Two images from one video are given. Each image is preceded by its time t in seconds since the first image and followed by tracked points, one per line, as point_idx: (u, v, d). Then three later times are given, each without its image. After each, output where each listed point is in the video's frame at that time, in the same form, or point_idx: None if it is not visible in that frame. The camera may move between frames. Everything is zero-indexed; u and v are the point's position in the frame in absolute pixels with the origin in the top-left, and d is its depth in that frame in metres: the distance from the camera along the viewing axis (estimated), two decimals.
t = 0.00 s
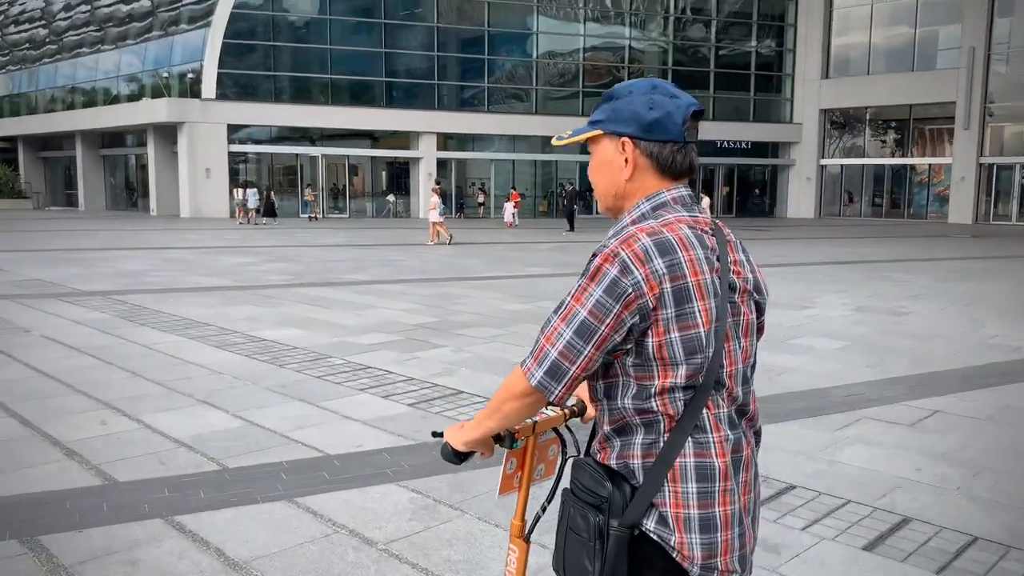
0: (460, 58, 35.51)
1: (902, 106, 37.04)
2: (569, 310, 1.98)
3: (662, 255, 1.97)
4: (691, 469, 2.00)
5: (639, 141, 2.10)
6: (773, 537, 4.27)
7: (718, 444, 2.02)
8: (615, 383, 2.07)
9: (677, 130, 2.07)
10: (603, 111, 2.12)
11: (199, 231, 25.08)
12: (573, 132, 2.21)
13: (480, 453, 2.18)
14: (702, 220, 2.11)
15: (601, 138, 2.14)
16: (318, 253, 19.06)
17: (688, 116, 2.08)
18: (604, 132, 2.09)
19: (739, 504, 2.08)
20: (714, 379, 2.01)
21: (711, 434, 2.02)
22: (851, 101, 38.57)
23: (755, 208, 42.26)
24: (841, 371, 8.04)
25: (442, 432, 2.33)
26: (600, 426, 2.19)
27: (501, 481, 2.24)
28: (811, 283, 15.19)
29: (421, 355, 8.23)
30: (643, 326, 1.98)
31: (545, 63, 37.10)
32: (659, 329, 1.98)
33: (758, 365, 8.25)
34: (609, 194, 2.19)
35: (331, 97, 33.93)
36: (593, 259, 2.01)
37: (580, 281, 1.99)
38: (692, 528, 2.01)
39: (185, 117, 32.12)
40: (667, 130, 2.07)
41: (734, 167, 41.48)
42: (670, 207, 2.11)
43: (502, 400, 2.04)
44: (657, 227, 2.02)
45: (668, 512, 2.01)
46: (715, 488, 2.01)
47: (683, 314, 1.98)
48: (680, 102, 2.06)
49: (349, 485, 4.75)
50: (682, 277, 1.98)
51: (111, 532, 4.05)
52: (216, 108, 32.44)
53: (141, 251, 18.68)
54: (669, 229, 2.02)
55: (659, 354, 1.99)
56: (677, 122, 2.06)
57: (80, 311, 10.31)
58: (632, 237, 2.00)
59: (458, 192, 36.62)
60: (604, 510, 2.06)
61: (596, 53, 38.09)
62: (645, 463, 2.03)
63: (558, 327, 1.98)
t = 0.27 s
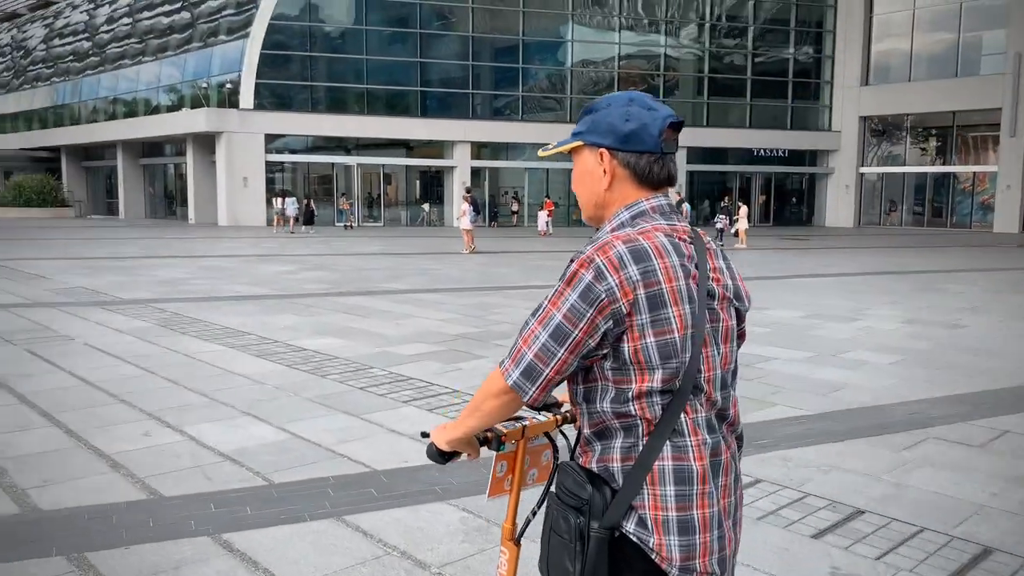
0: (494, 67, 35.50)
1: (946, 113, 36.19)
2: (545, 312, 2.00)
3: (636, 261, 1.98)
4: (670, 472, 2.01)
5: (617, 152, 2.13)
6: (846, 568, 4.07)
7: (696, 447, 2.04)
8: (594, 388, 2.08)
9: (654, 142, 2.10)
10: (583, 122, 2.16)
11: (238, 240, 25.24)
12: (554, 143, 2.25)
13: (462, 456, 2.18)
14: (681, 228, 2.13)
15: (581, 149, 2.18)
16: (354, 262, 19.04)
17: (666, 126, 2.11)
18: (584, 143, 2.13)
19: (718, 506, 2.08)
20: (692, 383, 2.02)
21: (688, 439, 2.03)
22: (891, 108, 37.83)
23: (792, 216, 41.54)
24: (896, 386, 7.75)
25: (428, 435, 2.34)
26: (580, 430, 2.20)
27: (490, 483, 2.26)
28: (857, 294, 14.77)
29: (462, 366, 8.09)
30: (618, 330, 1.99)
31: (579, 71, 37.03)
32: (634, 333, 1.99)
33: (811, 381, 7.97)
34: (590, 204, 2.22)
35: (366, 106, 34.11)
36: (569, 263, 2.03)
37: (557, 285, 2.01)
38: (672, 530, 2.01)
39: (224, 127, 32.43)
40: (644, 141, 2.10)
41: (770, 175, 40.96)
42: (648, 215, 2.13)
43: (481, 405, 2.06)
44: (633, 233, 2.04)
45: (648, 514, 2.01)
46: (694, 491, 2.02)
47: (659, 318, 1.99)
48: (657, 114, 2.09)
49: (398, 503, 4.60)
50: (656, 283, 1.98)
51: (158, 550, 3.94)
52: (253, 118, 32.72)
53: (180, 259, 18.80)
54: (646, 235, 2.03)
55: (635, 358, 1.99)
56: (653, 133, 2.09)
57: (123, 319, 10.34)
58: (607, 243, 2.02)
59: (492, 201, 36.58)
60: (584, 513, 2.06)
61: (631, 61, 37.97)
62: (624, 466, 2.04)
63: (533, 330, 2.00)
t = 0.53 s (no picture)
0: (530, 71, 35.34)
1: (994, 115, 35.22)
2: (528, 311, 2.11)
3: (613, 263, 2.08)
4: (647, 466, 2.09)
5: (598, 159, 2.22)
6: None
7: (672, 443, 2.12)
8: (576, 384, 2.17)
9: (633, 149, 2.19)
10: (567, 131, 2.26)
11: (279, 245, 25.37)
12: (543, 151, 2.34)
13: (459, 450, 2.26)
14: (661, 232, 2.20)
15: (567, 158, 2.28)
16: (393, 267, 18.99)
17: (645, 135, 2.20)
18: (567, 152, 2.22)
19: (696, 501, 2.16)
20: (669, 382, 2.10)
21: (666, 434, 2.11)
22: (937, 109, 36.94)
23: (833, 222, 40.60)
24: (957, 397, 7.46)
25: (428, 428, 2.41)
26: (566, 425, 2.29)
27: (485, 478, 2.30)
28: (911, 301, 14.29)
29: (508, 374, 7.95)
30: (596, 328, 2.08)
31: (616, 75, 36.85)
32: (611, 332, 2.08)
33: (867, 391, 7.69)
34: (576, 210, 2.32)
35: (402, 111, 34.21)
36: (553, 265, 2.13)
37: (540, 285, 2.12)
38: (648, 522, 2.09)
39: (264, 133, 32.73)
40: (623, 149, 2.20)
41: (811, 179, 40.17)
42: (629, 220, 2.20)
43: (470, 401, 2.15)
44: (612, 237, 2.13)
45: (626, 507, 2.10)
46: (669, 485, 2.10)
47: (635, 318, 2.08)
48: (636, 123, 2.18)
49: (448, 516, 4.47)
50: (632, 285, 2.07)
51: (212, 563, 3.86)
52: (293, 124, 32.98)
53: (220, 264, 18.92)
54: (624, 238, 2.12)
55: (612, 356, 2.09)
56: (632, 142, 2.18)
57: (168, 323, 10.39)
58: (586, 246, 2.11)
59: (527, 206, 36.32)
60: (567, 504, 2.15)
61: (669, 65, 37.60)
62: (604, 460, 2.13)
63: (516, 327, 2.10)
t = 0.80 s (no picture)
0: (567, 73, 35.14)
1: None
2: (514, 308, 2.16)
3: (595, 261, 2.12)
4: (626, 457, 2.13)
5: (584, 164, 2.27)
6: None
7: (652, 434, 2.14)
8: (561, 377, 2.22)
9: (617, 153, 2.23)
10: (555, 137, 2.30)
11: (316, 249, 25.44)
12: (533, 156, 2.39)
13: (456, 442, 2.30)
14: (644, 233, 2.23)
15: (556, 162, 2.32)
16: (433, 271, 18.91)
17: (629, 140, 2.23)
18: (555, 156, 2.26)
19: (676, 491, 2.18)
20: (648, 376, 2.13)
21: (644, 427, 2.14)
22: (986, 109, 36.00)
23: (877, 225, 39.71)
24: None
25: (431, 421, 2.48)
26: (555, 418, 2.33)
27: (483, 469, 2.36)
28: (969, 308, 13.75)
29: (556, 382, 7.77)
30: (578, 323, 2.13)
31: (655, 76, 36.52)
32: (591, 327, 2.12)
33: (928, 402, 7.36)
34: (565, 212, 2.36)
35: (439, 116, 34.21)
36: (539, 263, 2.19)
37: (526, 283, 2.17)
38: (627, 510, 2.13)
39: (304, 138, 32.99)
40: (608, 153, 2.23)
41: (855, 182, 39.33)
42: (614, 220, 2.24)
43: (464, 395, 2.21)
44: (595, 237, 2.18)
45: (606, 496, 2.14)
46: (649, 475, 2.13)
47: (614, 314, 2.11)
48: (619, 127, 2.22)
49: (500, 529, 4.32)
50: (612, 281, 2.11)
51: None
52: (332, 129, 33.18)
53: (261, 268, 18.99)
54: (606, 238, 2.17)
55: (593, 349, 2.13)
56: (615, 146, 2.22)
57: (212, 327, 10.39)
58: (569, 245, 2.16)
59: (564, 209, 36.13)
60: (552, 492, 2.21)
61: (710, 66, 37.18)
62: (585, 452, 2.17)
63: (503, 323, 2.16)
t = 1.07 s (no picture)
0: (602, 77, 34.89)
1: None
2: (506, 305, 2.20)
3: (583, 261, 2.16)
4: (613, 448, 2.16)
5: (578, 169, 2.30)
6: None
7: (637, 427, 2.17)
8: (551, 371, 2.24)
9: (608, 160, 2.26)
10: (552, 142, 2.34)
11: (352, 253, 25.48)
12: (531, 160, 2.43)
13: (457, 436, 2.34)
14: (633, 235, 2.26)
15: (552, 166, 2.35)
16: (470, 275, 18.80)
17: (620, 147, 2.27)
18: (551, 161, 2.30)
19: (661, 481, 2.19)
20: (634, 370, 2.16)
21: (631, 419, 2.16)
22: None
23: (920, 230, 38.81)
24: None
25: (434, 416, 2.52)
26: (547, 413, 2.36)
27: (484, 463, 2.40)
28: None
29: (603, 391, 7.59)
30: (566, 321, 2.16)
31: (692, 79, 36.10)
32: (580, 324, 2.16)
33: (988, 414, 7.06)
34: (560, 214, 2.39)
35: (474, 120, 34.10)
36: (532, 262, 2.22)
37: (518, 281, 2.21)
38: (613, 499, 2.15)
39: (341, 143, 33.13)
40: (600, 159, 2.26)
41: (898, 185, 38.46)
42: (604, 224, 2.27)
43: (461, 390, 2.24)
44: (584, 238, 2.22)
45: (593, 485, 2.17)
46: (633, 465, 2.15)
47: (601, 312, 2.15)
48: (612, 136, 2.26)
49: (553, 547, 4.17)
50: (600, 281, 2.14)
51: None
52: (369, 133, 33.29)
53: (299, 271, 19.05)
54: (595, 239, 2.20)
55: (580, 346, 2.16)
56: (607, 153, 2.25)
57: (254, 331, 10.39)
58: (559, 246, 2.20)
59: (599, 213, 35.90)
60: (543, 481, 2.24)
61: (748, 69, 36.68)
62: (575, 442, 2.20)
63: (496, 320, 2.19)
